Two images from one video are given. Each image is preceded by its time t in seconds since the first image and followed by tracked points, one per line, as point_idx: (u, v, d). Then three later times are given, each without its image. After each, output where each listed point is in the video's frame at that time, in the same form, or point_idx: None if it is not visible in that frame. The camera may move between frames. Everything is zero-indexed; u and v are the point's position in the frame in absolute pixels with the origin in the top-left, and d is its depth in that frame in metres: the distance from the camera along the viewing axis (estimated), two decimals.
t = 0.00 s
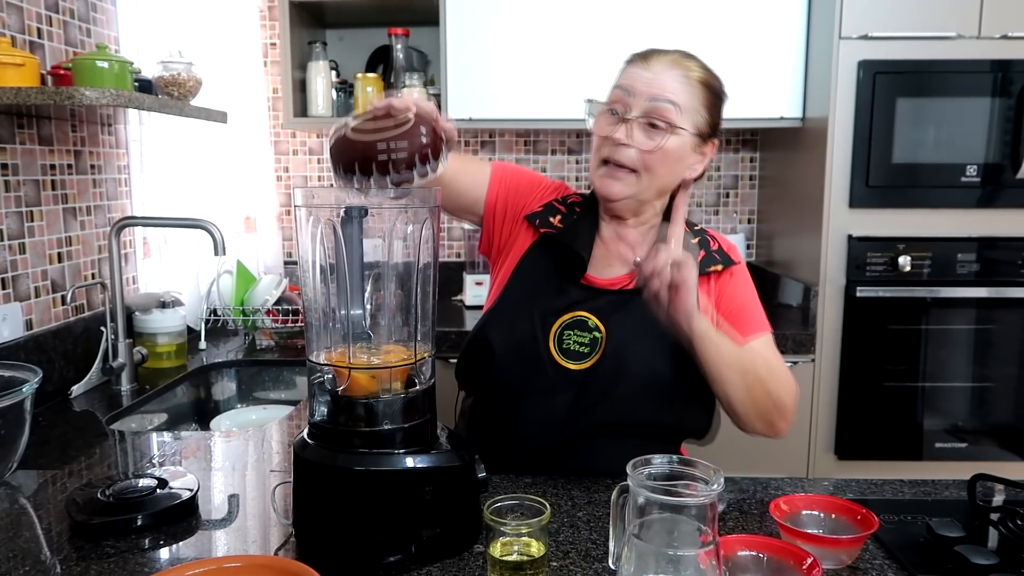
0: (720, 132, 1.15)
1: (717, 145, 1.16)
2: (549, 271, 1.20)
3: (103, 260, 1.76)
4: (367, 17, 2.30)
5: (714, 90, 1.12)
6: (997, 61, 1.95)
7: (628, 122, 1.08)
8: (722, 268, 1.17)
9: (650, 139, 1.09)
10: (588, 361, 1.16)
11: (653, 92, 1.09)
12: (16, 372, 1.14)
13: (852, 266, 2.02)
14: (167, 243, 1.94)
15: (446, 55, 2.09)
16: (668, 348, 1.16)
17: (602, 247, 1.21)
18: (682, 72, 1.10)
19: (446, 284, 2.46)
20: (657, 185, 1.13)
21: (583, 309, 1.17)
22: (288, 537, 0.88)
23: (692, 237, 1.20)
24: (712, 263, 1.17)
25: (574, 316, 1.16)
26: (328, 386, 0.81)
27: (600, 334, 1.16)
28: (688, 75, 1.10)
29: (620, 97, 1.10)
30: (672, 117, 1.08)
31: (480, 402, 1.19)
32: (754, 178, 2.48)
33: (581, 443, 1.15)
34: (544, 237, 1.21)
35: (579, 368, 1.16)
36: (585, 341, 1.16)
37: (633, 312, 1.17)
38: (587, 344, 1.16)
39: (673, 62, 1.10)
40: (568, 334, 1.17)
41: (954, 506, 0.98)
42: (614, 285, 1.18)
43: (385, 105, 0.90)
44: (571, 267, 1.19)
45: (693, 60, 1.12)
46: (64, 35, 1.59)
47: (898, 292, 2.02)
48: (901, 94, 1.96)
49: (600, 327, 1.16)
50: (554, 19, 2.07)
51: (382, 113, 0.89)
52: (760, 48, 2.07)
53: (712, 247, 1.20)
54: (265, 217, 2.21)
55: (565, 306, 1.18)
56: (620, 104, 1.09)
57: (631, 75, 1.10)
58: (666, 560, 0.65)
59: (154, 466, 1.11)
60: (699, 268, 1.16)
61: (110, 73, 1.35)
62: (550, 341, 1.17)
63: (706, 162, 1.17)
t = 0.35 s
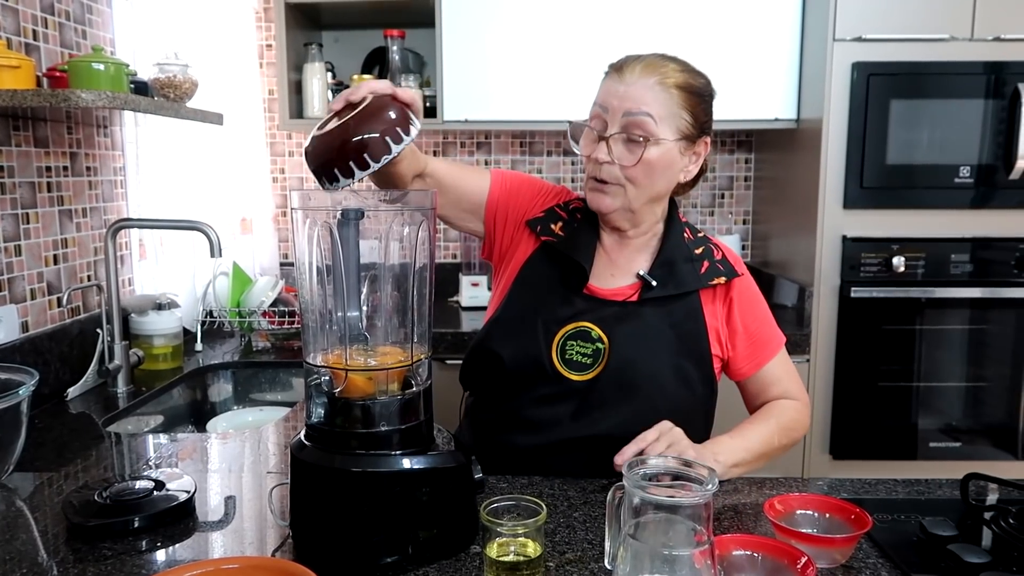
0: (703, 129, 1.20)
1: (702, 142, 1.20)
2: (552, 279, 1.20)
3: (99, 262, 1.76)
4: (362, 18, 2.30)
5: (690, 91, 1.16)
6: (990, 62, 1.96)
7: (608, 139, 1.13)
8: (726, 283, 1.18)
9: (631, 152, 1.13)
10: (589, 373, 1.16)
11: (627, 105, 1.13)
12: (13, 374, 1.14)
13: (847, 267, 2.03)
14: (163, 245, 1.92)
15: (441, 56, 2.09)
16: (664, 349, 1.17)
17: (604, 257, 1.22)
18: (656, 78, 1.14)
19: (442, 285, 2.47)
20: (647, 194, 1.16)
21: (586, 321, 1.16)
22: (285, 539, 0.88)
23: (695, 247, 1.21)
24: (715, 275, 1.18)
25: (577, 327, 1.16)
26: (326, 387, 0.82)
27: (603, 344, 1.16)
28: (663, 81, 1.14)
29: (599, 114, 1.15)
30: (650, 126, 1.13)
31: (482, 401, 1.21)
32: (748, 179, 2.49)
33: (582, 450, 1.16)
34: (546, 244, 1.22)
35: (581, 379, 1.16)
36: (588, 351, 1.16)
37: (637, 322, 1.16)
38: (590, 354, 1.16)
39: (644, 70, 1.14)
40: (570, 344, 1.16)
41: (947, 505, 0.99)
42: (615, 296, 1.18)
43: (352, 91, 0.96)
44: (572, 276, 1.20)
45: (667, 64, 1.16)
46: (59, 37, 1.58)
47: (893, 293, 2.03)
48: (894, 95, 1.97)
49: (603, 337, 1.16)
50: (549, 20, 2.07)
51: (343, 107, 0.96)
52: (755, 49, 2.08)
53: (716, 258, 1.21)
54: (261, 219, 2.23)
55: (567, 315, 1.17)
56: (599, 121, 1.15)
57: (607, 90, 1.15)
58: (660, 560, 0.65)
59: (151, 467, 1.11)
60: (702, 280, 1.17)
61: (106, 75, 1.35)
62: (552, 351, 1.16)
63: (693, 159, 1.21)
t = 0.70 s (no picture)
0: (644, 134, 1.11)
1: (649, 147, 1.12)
2: (538, 282, 1.21)
3: (98, 269, 1.76)
4: (361, 25, 2.31)
5: (617, 101, 1.09)
6: (986, 69, 1.97)
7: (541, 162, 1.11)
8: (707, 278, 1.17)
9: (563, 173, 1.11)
10: (576, 371, 1.16)
11: (554, 126, 1.10)
12: (12, 382, 1.14)
13: (844, 273, 2.03)
14: (161, 251, 1.93)
15: (440, 63, 2.10)
16: (655, 348, 1.17)
17: (585, 259, 1.21)
18: (576, 96, 1.09)
19: (441, 291, 2.47)
20: (595, 208, 1.14)
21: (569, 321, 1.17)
22: (283, 546, 0.88)
23: (676, 245, 1.20)
24: (696, 272, 1.17)
25: (562, 326, 1.16)
26: (325, 395, 0.82)
27: (587, 343, 1.16)
28: (585, 97, 1.09)
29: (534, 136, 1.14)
30: (573, 146, 1.08)
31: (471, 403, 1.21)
32: (746, 185, 2.49)
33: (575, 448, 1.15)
34: (528, 249, 1.23)
35: (567, 378, 1.16)
36: (573, 350, 1.16)
37: (620, 320, 1.17)
38: (575, 353, 1.16)
39: (566, 89, 1.09)
40: (556, 344, 1.16)
41: (945, 511, 0.99)
42: (598, 294, 1.18)
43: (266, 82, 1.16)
44: (555, 276, 1.20)
45: (592, 75, 1.09)
46: (59, 45, 1.59)
47: (890, 299, 2.03)
48: (891, 102, 1.98)
49: (588, 336, 1.16)
50: (547, 28, 2.08)
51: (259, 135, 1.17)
52: (751, 56, 2.09)
53: (699, 256, 1.19)
54: (259, 225, 2.26)
55: (552, 314, 1.18)
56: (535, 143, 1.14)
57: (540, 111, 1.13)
58: (660, 565, 0.65)
59: (149, 475, 1.11)
60: (684, 277, 1.17)
61: (105, 83, 1.35)
62: (538, 351, 1.17)
63: (643, 165, 1.14)
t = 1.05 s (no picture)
0: (529, 130, 1.15)
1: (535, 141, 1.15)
2: (472, 285, 1.25)
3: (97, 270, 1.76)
4: (360, 26, 2.31)
5: (496, 102, 1.13)
6: (984, 70, 1.98)
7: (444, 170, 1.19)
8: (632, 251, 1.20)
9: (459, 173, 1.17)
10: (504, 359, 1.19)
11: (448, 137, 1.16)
12: (11, 382, 1.14)
13: (843, 273, 2.04)
14: (160, 252, 1.94)
15: (439, 64, 2.10)
16: (580, 329, 1.20)
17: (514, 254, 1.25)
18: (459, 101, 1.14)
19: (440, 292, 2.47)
20: (497, 204, 1.18)
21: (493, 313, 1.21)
22: (282, 546, 0.88)
23: (598, 225, 1.23)
24: (619, 249, 1.19)
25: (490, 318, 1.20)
26: (325, 394, 0.82)
27: (514, 331, 1.19)
28: (466, 101, 1.13)
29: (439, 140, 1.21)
30: (460, 148, 1.14)
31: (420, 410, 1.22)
32: (744, 186, 2.50)
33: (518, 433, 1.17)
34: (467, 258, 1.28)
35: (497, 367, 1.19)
36: (501, 339, 1.19)
37: (542, 308, 1.19)
38: (503, 342, 1.19)
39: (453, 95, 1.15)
40: (485, 336, 1.20)
41: (944, 511, 0.99)
42: (522, 284, 1.21)
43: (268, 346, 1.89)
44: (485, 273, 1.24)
45: (471, 80, 1.14)
46: (58, 46, 1.59)
47: (888, 299, 2.04)
48: (889, 103, 1.99)
49: (514, 324, 1.19)
50: (546, 29, 2.08)
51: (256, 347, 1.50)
52: (749, 57, 2.09)
53: (623, 233, 1.22)
54: (258, 226, 2.31)
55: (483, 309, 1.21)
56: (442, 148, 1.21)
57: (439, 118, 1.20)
58: (659, 563, 0.66)
59: (148, 475, 1.11)
60: (606, 256, 1.19)
61: (105, 84, 1.36)
62: (469, 346, 1.21)
63: (535, 157, 1.16)
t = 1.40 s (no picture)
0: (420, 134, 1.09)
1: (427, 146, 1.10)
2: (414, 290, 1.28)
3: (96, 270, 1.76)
4: (360, 27, 2.31)
5: (381, 114, 1.08)
6: (982, 71, 1.98)
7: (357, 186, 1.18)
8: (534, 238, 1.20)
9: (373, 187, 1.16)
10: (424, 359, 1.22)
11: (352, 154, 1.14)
12: (10, 383, 1.15)
13: (841, 274, 2.04)
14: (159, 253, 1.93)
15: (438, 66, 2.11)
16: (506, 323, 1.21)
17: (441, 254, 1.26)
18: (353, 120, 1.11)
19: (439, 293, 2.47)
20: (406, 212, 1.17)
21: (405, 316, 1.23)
22: (281, 546, 0.88)
23: (506, 217, 1.19)
24: (523, 238, 1.19)
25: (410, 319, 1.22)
26: (323, 394, 0.82)
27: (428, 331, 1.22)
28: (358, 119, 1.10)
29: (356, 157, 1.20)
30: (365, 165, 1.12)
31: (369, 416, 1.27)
32: (743, 187, 2.50)
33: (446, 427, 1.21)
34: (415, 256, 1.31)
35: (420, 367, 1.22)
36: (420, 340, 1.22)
37: (451, 307, 1.22)
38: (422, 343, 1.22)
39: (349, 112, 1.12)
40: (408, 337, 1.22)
41: (942, 511, 0.99)
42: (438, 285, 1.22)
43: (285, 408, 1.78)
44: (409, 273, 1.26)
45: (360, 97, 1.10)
46: (57, 47, 1.59)
47: (887, 300, 2.04)
48: (887, 104, 1.99)
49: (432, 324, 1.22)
50: (548, 29, 2.08)
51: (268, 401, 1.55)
52: (748, 57, 2.09)
53: (529, 218, 1.20)
54: (258, 228, 2.30)
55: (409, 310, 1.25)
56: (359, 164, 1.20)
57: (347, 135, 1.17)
58: (658, 564, 0.66)
59: (147, 475, 1.11)
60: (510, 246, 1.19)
61: (104, 85, 1.36)
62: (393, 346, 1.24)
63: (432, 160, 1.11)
